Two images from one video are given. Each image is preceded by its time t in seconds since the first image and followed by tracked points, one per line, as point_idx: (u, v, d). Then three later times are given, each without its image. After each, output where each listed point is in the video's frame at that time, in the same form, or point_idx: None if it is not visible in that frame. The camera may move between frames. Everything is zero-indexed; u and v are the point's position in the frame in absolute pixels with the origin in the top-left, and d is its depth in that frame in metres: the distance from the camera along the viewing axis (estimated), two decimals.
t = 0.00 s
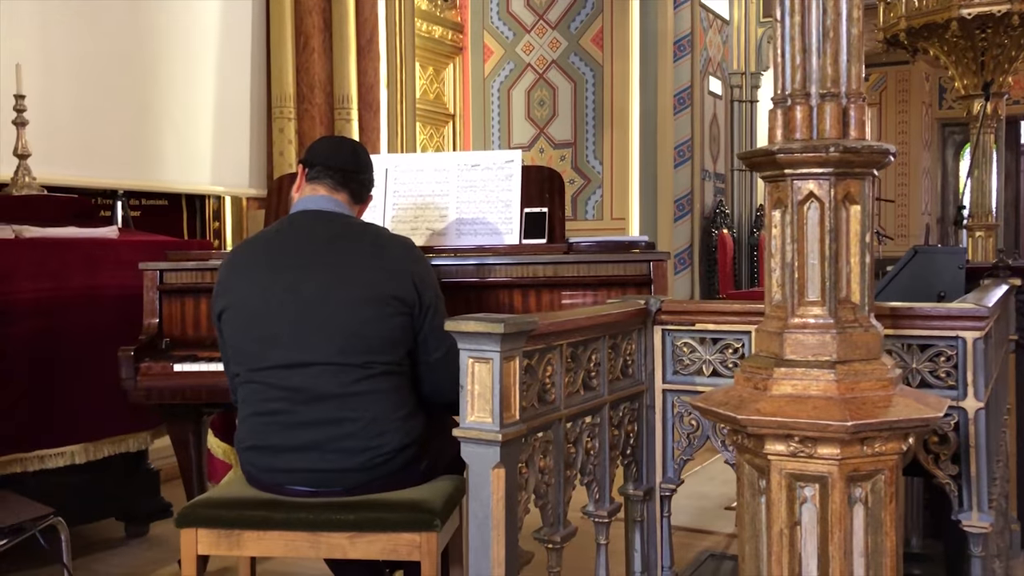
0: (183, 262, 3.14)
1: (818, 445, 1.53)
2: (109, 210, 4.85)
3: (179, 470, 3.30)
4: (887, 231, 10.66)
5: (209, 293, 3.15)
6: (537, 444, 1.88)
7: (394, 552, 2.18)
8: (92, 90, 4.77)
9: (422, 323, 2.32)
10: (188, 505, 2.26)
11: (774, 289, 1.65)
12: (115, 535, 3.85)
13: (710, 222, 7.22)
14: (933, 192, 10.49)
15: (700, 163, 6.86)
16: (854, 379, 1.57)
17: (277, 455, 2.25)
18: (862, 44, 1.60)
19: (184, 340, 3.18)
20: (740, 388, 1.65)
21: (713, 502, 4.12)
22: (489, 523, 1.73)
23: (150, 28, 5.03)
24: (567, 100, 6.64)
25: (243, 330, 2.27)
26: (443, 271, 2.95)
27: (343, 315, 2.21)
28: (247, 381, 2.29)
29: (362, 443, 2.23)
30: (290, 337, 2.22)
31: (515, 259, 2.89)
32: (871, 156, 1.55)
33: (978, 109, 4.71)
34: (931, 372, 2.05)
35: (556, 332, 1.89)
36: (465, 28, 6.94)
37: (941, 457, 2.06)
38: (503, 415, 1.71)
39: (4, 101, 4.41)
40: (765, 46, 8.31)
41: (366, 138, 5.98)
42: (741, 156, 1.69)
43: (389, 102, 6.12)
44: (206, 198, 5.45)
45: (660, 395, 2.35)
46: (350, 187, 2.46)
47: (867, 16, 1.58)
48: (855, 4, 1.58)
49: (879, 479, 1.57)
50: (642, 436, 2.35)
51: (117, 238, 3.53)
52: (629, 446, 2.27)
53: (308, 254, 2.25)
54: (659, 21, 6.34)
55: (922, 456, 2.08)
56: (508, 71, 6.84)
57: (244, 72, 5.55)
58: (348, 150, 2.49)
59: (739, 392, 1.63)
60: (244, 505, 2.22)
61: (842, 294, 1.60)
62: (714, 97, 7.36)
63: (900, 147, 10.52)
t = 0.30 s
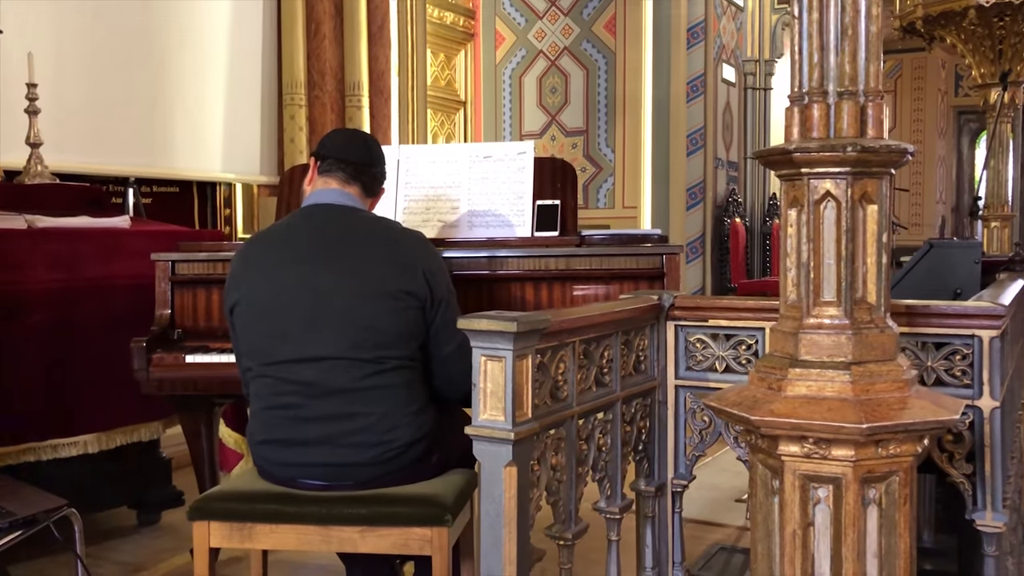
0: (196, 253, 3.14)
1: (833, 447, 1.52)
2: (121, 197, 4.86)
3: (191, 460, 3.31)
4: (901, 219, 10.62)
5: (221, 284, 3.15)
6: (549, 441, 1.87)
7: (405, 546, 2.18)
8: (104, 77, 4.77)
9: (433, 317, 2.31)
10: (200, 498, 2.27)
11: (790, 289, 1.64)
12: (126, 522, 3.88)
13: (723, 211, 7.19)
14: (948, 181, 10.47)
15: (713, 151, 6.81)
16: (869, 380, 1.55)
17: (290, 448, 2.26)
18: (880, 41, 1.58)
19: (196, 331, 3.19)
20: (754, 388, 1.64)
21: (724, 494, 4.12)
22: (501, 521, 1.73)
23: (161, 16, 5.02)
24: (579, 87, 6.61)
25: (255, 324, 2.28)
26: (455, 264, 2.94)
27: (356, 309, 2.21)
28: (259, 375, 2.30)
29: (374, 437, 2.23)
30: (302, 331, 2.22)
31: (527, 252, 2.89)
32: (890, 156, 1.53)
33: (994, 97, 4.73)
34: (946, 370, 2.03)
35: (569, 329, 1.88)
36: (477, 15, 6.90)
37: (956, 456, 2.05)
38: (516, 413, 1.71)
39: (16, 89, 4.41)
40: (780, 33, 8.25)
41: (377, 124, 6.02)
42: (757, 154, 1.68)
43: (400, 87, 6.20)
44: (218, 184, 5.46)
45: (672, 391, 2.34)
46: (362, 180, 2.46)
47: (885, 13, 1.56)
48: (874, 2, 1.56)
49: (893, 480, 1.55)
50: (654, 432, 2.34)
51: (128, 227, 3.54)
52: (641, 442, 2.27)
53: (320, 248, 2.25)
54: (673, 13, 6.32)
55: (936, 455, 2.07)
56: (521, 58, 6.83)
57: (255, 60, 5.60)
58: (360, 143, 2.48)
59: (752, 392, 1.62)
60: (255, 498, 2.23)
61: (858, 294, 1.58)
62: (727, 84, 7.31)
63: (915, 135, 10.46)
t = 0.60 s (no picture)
0: (206, 248, 3.15)
1: (843, 452, 1.52)
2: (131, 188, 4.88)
3: (201, 454, 3.32)
4: (910, 211, 10.62)
5: (231, 278, 3.16)
6: (558, 441, 1.87)
7: (415, 544, 2.19)
8: (114, 71, 4.78)
9: (443, 315, 2.32)
10: (210, 495, 2.28)
11: (800, 292, 1.63)
12: (138, 514, 3.90)
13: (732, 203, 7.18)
14: (959, 171, 10.48)
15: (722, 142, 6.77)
16: (880, 385, 1.55)
17: (300, 446, 2.27)
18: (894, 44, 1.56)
19: (207, 326, 3.21)
20: (764, 391, 1.63)
21: (732, 488, 4.13)
22: (510, 523, 1.73)
23: (169, 8, 5.03)
24: (588, 78, 6.61)
25: (265, 322, 2.28)
26: (464, 260, 2.95)
27: (366, 308, 2.21)
28: (269, 372, 2.31)
29: (384, 435, 2.24)
30: (312, 329, 2.23)
31: (536, 248, 2.89)
32: (901, 159, 1.52)
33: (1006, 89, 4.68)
34: (956, 371, 2.02)
35: (578, 329, 1.89)
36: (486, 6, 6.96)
37: (966, 457, 2.04)
38: (525, 415, 1.71)
39: (26, 82, 4.42)
40: (790, 24, 8.20)
41: (386, 116, 6.11)
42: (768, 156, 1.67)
43: (409, 79, 6.20)
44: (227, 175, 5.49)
45: (681, 389, 2.34)
46: (372, 177, 2.46)
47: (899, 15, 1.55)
48: (888, 4, 1.54)
49: (903, 485, 1.55)
50: (663, 431, 2.34)
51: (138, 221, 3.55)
52: (650, 441, 2.27)
53: (330, 247, 2.25)
54: None
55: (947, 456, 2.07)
56: (530, 49, 6.83)
57: (265, 53, 5.64)
58: (370, 140, 2.48)
59: (763, 396, 1.62)
60: (265, 495, 2.24)
61: (869, 298, 1.58)
62: (737, 75, 7.28)
63: (925, 127, 10.44)
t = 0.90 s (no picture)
0: (218, 248, 3.16)
1: (855, 459, 1.51)
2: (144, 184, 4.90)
3: (214, 452, 3.34)
4: (924, 203, 10.58)
5: (243, 278, 3.17)
6: (569, 446, 1.87)
7: (426, 546, 2.20)
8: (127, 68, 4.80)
9: (453, 317, 2.32)
10: (222, 497, 2.29)
11: (812, 298, 1.63)
12: (152, 511, 3.93)
13: (744, 197, 7.17)
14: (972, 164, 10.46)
15: (734, 136, 6.75)
16: (892, 393, 1.54)
17: (312, 448, 2.28)
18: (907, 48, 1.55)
19: (219, 325, 3.22)
20: (775, 398, 1.63)
21: (744, 485, 4.13)
22: (521, 528, 1.74)
23: (182, 5, 5.05)
24: (599, 72, 6.58)
25: (277, 324, 2.29)
26: (475, 260, 2.95)
27: (376, 310, 2.22)
28: (281, 374, 2.31)
29: (395, 437, 2.24)
30: (323, 332, 2.23)
31: (547, 248, 2.89)
32: (914, 165, 1.51)
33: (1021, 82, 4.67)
34: (970, 375, 2.01)
35: (589, 334, 1.89)
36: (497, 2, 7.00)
37: (979, 460, 2.03)
38: (536, 421, 1.71)
39: (39, 80, 4.44)
40: (802, 16, 8.16)
41: (398, 111, 6.09)
42: (779, 162, 1.66)
43: (419, 76, 6.24)
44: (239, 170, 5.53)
45: (692, 391, 2.34)
46: (383, 179, 2.46)
47: (913, 20, 1.53)
48: (901, 8, 1.53)
49: (915, 492, 1.55)
50: (674, 433, 2.34)
51: (150, 221, 3.57)
52: (661, 443, 2.27)
53: (341, 249, 2.25)
54: None
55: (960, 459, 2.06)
56: (541, 43, 6.80)
57: (276, 49, 5.66)
58: (381, 142, 2.48)
59: (774, 402, 1.62)
60: (277, 497, 2.25)
61: (881, 305, 1.57)
62: (749, 69, 7.25)
63: (939, 119, 10.41)
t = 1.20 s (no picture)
0: (229, 248, 3.17)
1: (867, 468, 1.50)
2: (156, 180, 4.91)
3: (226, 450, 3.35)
4: (937, 196, 10.53)
5: (254, 278, 3.18)
6: (579, 451, 1.87)
7: (436, 548, 2.20)
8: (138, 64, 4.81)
9: (464, 320, 2.32)
10: (233, 499, 2.30)
11: (824, 305, 1.61)
12: (164, 508, 3.95)
13: (756, 191, 7.14)
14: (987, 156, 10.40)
15: (746, 130, 6.71)
16: (905, 401, 1.53)
17: (322, 450, 2.28)
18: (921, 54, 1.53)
19: (230, 325, 3.23)
20: (787, 406, 1.62)
21: (755, 483, 4.11)
22: (532, 534, 1.73)
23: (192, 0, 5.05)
24: (610, 65, 6.55)
25: (287, 326, 2.29)
26: (486, 260, 2.94)
27: (387, 312, 2.22)
28: (292, 377, 2.32)
29: (406, 440, 2.25)
30: (334, 335, 2.23)
31: (557, 248, 2.89)
32: (927, 172, 1.50)
33: None
34: (984, 379, 2.00)
35: (600, 339, 1.88)
36: None
37: (993, 465, 2.02)
38: (546, 427, 1.71)
39: (50, 78, 4.44)
40: (815, 9, 8.10)
41: (408, 105, 6.15)
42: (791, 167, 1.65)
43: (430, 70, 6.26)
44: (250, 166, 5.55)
45: (703, 394, 2.33)
46: (393, 180, 2.46)
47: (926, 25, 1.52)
48: (915, 13, 1.51)
49: (928, 501, 1.54)
50: (685, 436, 2.33)
51: (162, 220, 3.59)
52: (672, 447, 2.26)
53: (351, 252, 2.25)
54: None
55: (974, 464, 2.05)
56: (552, 36, 6.78)
57: (286, 44, 5.67)
58: (391, 143, 2.48)
59: (786, 410, 1.61)
60: (288, 499, 2.25)
61: (893, 312, 1.56)
62: (761, 62, 7.21)
63: (953, 111, 10.34)
